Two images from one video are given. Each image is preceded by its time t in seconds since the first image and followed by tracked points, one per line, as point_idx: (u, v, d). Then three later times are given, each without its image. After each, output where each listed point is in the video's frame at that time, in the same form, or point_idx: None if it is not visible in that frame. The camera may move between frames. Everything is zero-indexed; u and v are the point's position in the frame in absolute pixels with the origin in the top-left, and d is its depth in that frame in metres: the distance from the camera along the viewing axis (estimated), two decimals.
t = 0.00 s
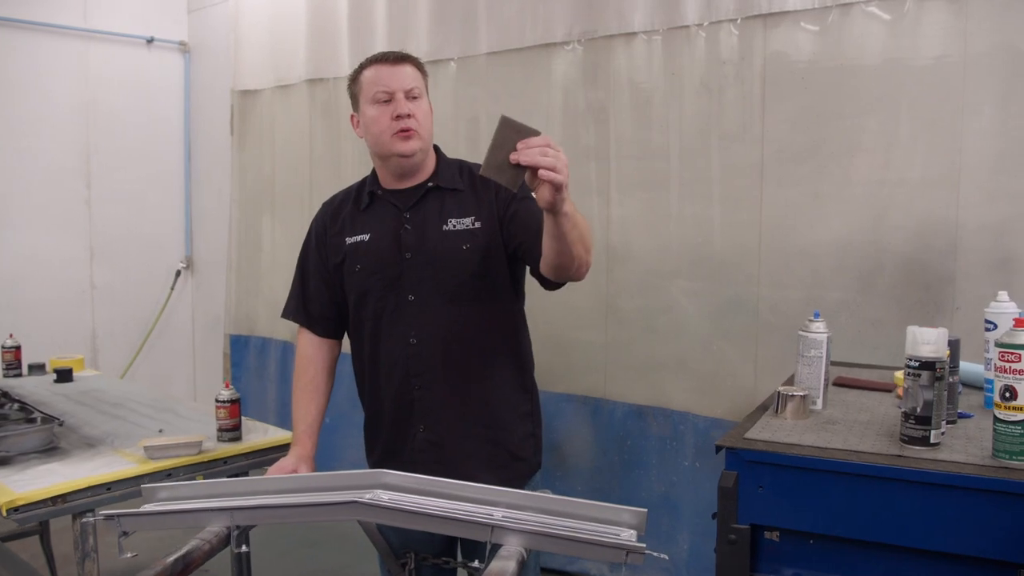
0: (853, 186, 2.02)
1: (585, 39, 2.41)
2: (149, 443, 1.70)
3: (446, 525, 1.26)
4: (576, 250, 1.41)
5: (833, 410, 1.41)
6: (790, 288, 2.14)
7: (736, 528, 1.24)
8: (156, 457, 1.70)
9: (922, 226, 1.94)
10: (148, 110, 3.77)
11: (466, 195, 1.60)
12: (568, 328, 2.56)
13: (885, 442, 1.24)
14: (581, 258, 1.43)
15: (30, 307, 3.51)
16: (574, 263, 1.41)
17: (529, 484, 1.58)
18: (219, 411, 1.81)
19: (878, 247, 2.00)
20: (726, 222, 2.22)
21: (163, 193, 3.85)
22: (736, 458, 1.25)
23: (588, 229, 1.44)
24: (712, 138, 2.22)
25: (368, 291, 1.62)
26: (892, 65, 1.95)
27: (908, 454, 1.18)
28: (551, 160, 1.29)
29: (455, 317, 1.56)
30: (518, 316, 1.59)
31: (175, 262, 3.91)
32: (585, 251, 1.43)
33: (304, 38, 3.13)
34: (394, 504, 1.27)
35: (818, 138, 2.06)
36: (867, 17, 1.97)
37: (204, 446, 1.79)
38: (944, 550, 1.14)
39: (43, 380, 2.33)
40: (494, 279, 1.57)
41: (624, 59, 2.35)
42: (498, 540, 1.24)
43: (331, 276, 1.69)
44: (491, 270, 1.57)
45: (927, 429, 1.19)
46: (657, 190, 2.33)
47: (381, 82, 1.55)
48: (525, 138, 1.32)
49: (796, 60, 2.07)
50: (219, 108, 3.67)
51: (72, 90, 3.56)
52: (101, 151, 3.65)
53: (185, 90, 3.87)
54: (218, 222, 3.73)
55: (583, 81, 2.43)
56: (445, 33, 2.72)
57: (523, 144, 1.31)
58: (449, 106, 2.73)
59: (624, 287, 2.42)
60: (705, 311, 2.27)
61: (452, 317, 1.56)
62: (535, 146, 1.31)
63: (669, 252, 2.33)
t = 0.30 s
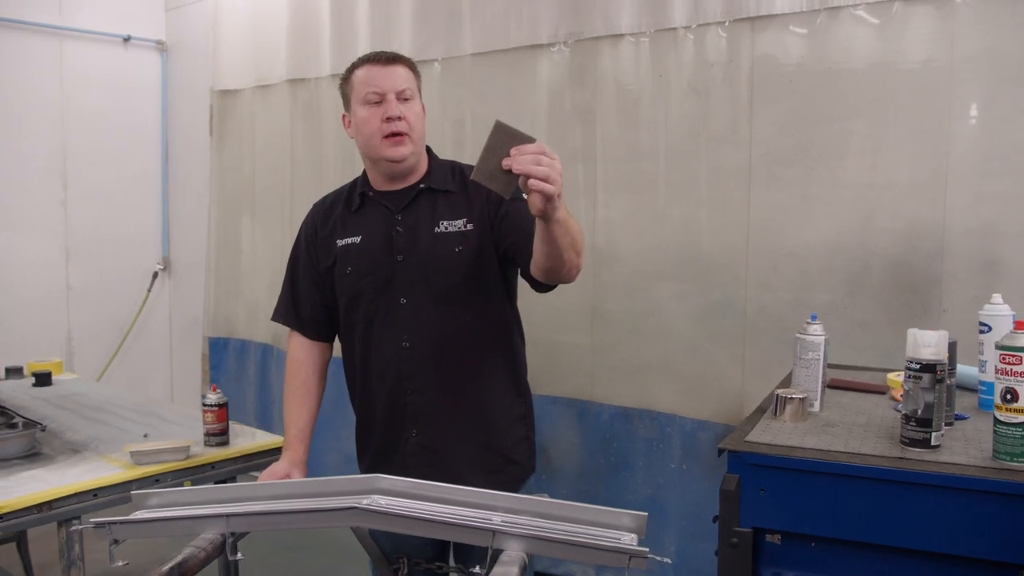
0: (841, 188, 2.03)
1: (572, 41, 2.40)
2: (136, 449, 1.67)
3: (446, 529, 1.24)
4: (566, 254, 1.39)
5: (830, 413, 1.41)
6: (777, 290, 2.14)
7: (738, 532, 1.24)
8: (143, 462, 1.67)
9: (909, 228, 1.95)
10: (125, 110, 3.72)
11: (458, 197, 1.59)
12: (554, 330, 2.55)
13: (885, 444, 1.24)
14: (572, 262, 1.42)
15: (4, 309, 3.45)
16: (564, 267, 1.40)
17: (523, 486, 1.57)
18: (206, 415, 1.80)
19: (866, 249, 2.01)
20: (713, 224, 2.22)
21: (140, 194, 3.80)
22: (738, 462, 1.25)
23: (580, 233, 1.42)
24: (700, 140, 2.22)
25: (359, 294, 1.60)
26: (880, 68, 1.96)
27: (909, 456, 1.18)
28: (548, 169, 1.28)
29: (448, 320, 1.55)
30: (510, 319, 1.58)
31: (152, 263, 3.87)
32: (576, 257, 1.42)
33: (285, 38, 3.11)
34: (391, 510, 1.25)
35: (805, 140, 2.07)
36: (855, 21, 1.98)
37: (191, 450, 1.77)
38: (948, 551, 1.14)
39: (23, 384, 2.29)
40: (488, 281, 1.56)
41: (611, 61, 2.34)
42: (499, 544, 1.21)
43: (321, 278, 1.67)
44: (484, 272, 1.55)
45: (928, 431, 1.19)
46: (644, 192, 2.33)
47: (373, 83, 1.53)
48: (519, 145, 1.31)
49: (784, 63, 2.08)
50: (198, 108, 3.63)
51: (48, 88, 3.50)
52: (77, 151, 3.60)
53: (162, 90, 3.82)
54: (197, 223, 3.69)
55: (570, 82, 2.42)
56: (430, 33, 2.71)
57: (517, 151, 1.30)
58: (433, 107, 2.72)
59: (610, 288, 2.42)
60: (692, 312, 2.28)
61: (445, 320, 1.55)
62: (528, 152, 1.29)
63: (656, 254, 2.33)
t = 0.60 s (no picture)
0: (829, 190, 2.04)
1: (559, 42, 2.40)
2: (123, 455, 1.65)
3: (440, 535, 1.19)
4: (551, 262, 1.37)
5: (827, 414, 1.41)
6: (765, 292, 2.15)
7: (741, 534, 1.24)
8: (130, 469, 1.64)
9: (897, 230, 1.96)
10: (104, 110, 3.68)
11: (452, 200, 1.58)
12: (542, 332, 2.55)
13: (885, 446, 1.24)
14: (560, 269, 1.40)
15: None
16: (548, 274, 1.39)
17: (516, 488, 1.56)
18: (195, 420, 1.77)
19: (854, 251, 2.01)
20: (701, 225, 2.22)
21: (119, 195, 3.76)
22: (740, 464, 1.24)
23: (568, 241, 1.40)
24: (688, 141, 2.22)
25: (351, 298, 1.58)
26: (868, 70, 1.96)
27: (910, 458, 1.18)
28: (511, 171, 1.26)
29: (441, 324, 1.53)
30: (504, 322, 1.57)
31: (131, 265, 3.83)
32: (565, 263, 1.40)
33: (267, 38, 3.08)
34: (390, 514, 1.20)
35: (793, 142, 2.07)
36: (843, 24, 1.99)
37: (180, 456, 1.75)
38: (950, 553, 1.14)
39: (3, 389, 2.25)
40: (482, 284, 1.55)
41: (598, 62, 2.34)
42: (500, 549, 1.17)
43: (312, 281, 1.65)
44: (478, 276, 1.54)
45: (929, 433, 1.19)
46: (632, 193, 2.33)
47: (356, 83, 1.52)
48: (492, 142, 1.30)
49: (772, 65, 2.08)
50: (178, 108, 3.59)
51: (25, 89, 3.45)
52: (54, 151, 3.54)
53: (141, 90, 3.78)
54: (177, 224, 3.65)
55: (557, 83, 2.42)
56: (415, 33, 2.69)
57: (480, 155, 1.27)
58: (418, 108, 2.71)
59: (598, 290, 2.42)
60: (680, 314, 2.28)
61: (438, 324, 1.53)
62: (491, 158, 1.27)
63: (643, 256, 2.33)
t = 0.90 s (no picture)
0: (818, 191, 2.04)
1: (546, 42, 2.39)
2: (112, 460, 1.62)
3: (442, 539, 1.14)
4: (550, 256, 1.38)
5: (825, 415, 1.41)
6: (754, 292, 2.15)
7: (744, 536, 1.24)
8: (119, 474, 1.62)
9: (886, 230, 1.96)
10: (82, 110, 3.63)
11: (450, 200, 1.57)
12: (529, 333, 2.54)
13: (885, 446, 1.24)
14: (561, 265, 1.40)
15: None
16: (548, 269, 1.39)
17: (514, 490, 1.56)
18: (184, 424, 1.75)
19: (843, 252, 2.02)
20: (690, 226, 2.22)
21: (98, 196, 3.71)
22: (743, 466, 1.24)
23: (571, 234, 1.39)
24: (677, 142, 2.22)
25: (348, 301, 1.57)
26: (857, 70, 1.97)
27: (910, 458, 1.19)
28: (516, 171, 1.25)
29: (441, 326, 1.52)
30: (502, 323, 1.57)
31: (111, 267, 3.78)
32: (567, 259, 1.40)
33: (250, 37, 3.05)
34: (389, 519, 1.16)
35: (782, 143, 2.08)
36: (832, 25, 1.99)
37: (169, 461, 1.72)
38: (953, 552, 1.14)
39: None
40: (481, 286, 1.54)
41: (586, 62, 2.33)
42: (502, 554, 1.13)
43: (306, 283, 1.63)
44: (477, 277, 1.54)
45: (930, 432, 1.20)
46: (620, 194, 2.33)
47: (351, 84, 1.50)
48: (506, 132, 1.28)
49: (761, 65, 2.09)
50: (158, 108, 3.55)
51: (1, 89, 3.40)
52: (31, 153, 3.50)
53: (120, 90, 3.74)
54: (158, 226, 3.61)
55: (544, 83, 2.41)
56: (399, 32, 2.67)
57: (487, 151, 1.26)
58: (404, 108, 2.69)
59: (586, 291, 2.41)
60: (669, 315, 2.28)
61: (438, 326, 1.52)
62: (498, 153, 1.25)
63: (632, 257, 2.33)
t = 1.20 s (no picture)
0: (808, 191, 2.05)
1: (534, 42, 2.39)
2: (101, 466, 1.60)
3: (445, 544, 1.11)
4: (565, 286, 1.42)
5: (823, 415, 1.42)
6: (744, 292, 2.15)
7: (747, 537, 1.23)
8: (109, 480, 1.60)
9: (875, 230, 1.97)
10: (60, 110, 3.58)
11: (465, 209, 1.58)
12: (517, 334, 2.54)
13: (886, 446, 1.25)
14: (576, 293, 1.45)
15: None
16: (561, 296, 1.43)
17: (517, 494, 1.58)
18: (174, 428, 1.73)
19: (832, 252, 2.03)
20: (679, 226, 2.23)
21: (77, 197, 3.67)
22: (746, 467, 1.24)
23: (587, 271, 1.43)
24: (666, 142, 2.22)
25: (361, 308, 1.58)
26: (846, 71, 1.98)
27: (912, 458, 1.19)
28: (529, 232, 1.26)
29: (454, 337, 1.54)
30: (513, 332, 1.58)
31: (90, 269, 3.74)
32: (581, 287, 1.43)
33: (232, 37, 3.02)
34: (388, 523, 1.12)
35: (771, 143, 2.08)
36: (821, 26, 2.00)
37: (160, 466, 1.70)
38: (956, 551, 1.15)
39: None
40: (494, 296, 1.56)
41: (574, 62, 2.33)
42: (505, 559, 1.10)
43: (318, 287, 1.63)
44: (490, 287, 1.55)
45: (931, 432, 1.20)
46: (609, 195, 2.32)
47: (356, 97, 1.49)
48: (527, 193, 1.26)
49: (751, 65, 2.09)
50: (139, 108, 3.51)
51: None
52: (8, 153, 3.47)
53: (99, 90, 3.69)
54: (138, 227, 3.57)
55: (532, 84, 2.40)
56: (385, 32, 2.66)
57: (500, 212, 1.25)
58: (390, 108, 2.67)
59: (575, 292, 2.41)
60: (658, 315, 2.28)
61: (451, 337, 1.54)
62: (512, 217, 1.25)
63: (621, 258, 2.33)
